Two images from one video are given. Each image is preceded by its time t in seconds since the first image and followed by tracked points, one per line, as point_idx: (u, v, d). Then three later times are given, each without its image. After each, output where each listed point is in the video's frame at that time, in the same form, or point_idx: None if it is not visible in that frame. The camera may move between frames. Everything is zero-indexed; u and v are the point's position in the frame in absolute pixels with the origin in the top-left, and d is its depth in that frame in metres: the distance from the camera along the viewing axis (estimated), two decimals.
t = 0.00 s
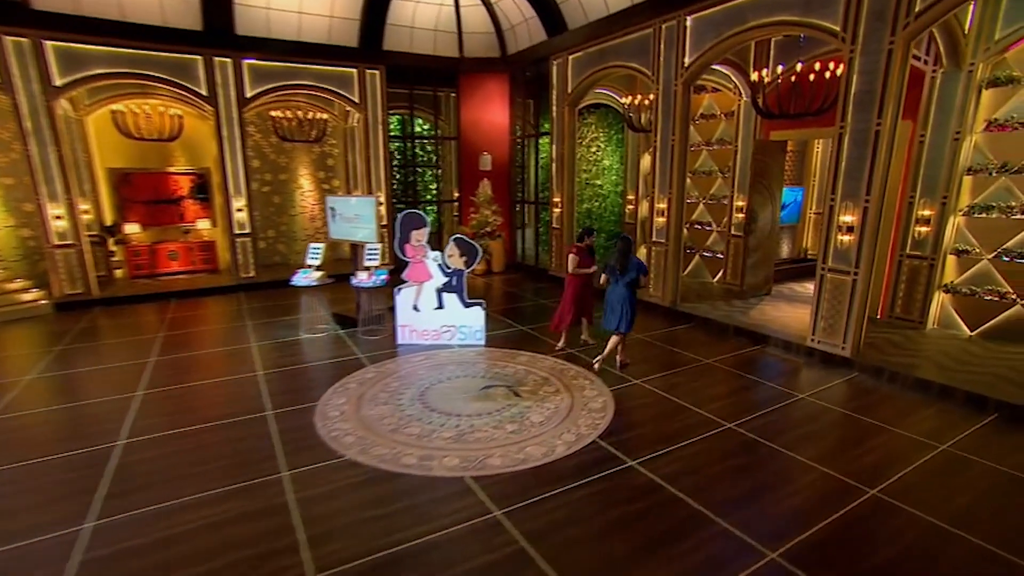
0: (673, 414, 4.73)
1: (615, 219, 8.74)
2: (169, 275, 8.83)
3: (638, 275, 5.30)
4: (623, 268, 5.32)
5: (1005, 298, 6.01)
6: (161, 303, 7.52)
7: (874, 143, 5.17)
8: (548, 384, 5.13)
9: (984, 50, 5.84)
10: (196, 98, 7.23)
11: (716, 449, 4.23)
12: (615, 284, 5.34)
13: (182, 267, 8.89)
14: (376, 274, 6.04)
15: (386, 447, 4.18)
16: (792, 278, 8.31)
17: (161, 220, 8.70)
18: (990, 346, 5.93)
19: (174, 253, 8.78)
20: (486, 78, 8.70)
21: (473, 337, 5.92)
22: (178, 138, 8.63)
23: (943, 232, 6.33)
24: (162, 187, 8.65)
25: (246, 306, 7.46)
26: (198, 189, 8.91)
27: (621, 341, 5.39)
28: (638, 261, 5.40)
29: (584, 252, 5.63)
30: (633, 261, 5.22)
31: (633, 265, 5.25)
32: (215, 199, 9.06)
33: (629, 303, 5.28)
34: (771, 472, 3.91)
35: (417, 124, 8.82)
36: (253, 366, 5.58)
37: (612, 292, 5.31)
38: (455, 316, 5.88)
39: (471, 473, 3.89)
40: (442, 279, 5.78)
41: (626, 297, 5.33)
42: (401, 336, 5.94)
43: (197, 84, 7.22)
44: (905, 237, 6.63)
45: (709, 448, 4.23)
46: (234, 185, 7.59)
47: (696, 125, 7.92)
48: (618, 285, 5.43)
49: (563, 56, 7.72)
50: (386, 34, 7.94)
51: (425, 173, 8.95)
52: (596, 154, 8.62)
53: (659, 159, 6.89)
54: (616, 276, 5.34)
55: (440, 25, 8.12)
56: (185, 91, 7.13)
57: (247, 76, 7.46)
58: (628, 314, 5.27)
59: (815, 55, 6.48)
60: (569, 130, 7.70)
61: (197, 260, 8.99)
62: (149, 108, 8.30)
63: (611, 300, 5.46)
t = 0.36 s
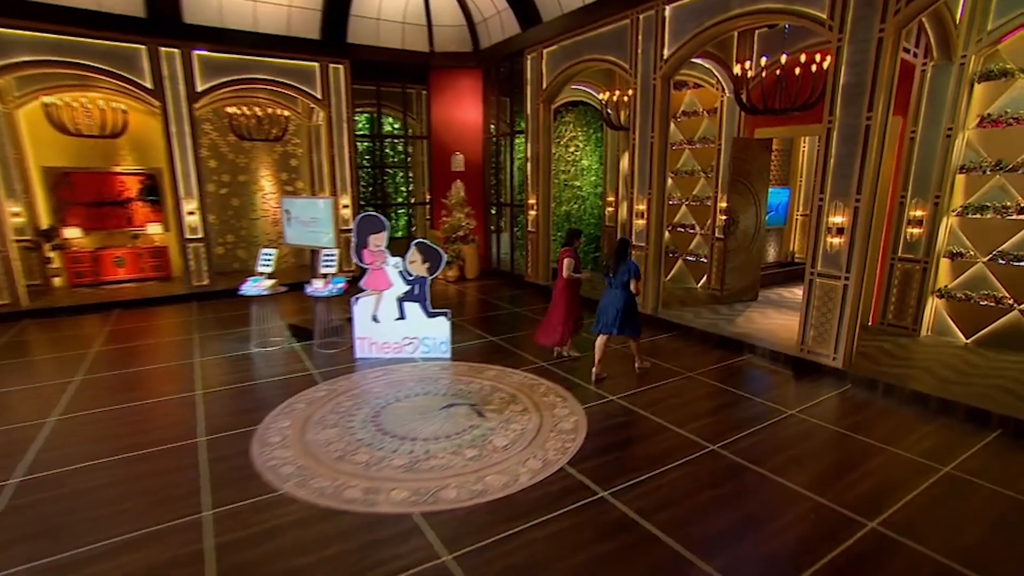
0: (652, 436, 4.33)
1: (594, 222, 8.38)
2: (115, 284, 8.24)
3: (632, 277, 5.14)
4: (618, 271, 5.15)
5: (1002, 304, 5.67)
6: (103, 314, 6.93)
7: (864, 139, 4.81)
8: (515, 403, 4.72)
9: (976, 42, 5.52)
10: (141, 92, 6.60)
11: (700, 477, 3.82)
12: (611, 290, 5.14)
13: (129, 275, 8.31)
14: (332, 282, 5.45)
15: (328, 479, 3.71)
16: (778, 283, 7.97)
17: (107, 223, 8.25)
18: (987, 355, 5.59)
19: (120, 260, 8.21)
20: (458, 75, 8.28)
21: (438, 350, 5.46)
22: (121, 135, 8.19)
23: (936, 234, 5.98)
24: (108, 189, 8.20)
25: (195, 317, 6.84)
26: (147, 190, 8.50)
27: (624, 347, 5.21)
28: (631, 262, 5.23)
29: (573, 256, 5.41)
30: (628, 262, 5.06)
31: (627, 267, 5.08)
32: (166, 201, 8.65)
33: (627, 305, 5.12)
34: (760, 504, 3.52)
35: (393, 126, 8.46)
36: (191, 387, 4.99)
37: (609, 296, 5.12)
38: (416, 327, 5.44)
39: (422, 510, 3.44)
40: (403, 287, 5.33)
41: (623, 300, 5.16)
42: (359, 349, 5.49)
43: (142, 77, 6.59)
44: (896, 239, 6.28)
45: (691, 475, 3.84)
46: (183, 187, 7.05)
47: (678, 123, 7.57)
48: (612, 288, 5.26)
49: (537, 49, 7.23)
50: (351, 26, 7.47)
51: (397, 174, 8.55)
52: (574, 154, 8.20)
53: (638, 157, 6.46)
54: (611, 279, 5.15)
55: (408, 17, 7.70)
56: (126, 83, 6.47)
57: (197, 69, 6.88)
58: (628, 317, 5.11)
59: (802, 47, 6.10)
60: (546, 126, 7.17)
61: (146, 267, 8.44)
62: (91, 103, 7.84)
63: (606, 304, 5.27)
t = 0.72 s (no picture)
0: (627, 463, 3.88)
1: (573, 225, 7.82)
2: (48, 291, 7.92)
3: (637, 278, 4.88)
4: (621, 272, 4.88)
5: (1005, 310, 5.27)
6: (34, 325, 6.33)
7: (857, 132, 4.41)
8: (475, 425, 4.28)
9: (973, 29, 5.14)
10: (72, 80, 6.06)
11: (681, 511, 3.38)
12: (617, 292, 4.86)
13: (63, 282, 7.98)
14: (280, 290, 5.00)
15: (250, 519, 3.18)
16: (767, 288, 7.56)
17: (38, 225, 7.77)
18: (991, 365, 5.18)
19: (53, 266, 7.87)
20: (427, 68, 7.78)
21: (395, 364, 4.99)
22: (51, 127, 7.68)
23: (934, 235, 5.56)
24: (40, 188, 7.70)
25: (135, 328, 6.25)
26: (84, 190, 8.01)
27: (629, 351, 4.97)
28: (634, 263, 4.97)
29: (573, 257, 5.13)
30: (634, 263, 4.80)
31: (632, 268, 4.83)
32: (107, 201, 8.14)
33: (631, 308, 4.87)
34: (747, 543, 3.09)
35: (358, 122, 7.93)
36: (111, 409, 4.40)
37: (612, 299, 4.85)
38: (372, 340, 4.94)
39: (354, 557, 2.95)
40: (357, 296, 4.85)
41: (628, 303, 4.90)
42: (309, 364, 4.97)
43: (72, 63, 6.04)
44: (891, 241, 5.87)
45: (669, 509, 3.39)
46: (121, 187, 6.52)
47: (660, 119, 7.13)
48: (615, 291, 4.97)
49: (510, 39, 6.74)
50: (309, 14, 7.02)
51: (364, 174, 8.06)
52: (551, 153, 7.74)
53: (617, 153, 5.99)
54: (614, 281, 4.88)
55: (372, 5, 7.23)
56: (56, 70, 5.93)
57: (136, 55, 6.35)
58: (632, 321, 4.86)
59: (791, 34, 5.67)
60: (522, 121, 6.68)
61: (83, 274, 8.10)
62: (15, 92, 7.37)
63: (609, 307, 5.01)
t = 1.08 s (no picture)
0: (590, 493, 3.43)
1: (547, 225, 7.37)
2: None
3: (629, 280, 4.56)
4: (612, 274, 4.57)
5: (1004, 315, 4.88)
6: None
7: (843, 120, 4.01)
8: (421, 450, 3.82)
9: (966, 11, 4.79)
10: None
11: (648, 550, 2.94)
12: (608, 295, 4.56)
13: None
14: (210, 299, 4.46)
15: (136, 570, 2.61)
16: (750, 292, 7.17)
17: None
18: (989, 374, 4.78)
19: None
20: (387, 57, 7.33)
21: (340, 381, 4.50)
22: None
23: (927, 233, 5.16)
24: None
25: (56, 342, 5.64)
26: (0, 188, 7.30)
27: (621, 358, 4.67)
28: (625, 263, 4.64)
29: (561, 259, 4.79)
30: (625, 264, 4.49)
31: (624, 269, 4.52)
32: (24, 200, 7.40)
33: (624, 312, 4.57)
34: None
35: (320, 118, 7.51)
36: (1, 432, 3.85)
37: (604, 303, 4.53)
38: (312, 354, 4.44)
39: None
40: (296, 305, 4.35)
41: (620, 306, 4.59)
42: (243, 381, 4.45)
43: None
44: (881, 241, 5.45)
45: (634, 549, 2.95)
46: (39, 181, 5.99)
47: (635, 112, 6.71)
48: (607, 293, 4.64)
49: (473, 26, 6.25)
50: None
51: (323, 172, 7.56)
52: (522, 149, 7.28)
53: (587, 145, 5.54)
54: (606, 284, 4.56)
55: None
56: None
57: (52, 36, 5.81)
58: (624, 326, 4.56)
59: (773, 18, 5.27)
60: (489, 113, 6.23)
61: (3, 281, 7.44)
62: None
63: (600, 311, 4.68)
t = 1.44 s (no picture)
0: (540, 530, 2.97)
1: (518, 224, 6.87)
2: None
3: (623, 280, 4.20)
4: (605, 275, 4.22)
5: (1005, 319, 4.48)
6: None
7: (827, 101, 3.59)
8: (352, 478, 3.35)
9: None
10: None
11: None
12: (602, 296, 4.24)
13: None
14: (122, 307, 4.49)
15: None
16: (735, 296, 6.72)
17: None
18: (990, 384, 4.36)
19: None
20: (342, 42, 6.83)
21: (271, 399, 3.99)
22: None
23: (921, 230, 4.74)
24: None
25: None
26: None
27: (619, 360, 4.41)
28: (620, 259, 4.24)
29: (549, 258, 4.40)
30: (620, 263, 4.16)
31: (618, 269, 4.18)
32: None
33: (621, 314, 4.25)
34: None
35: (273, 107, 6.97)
36: None
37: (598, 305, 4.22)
38: (239, 368, 3.92)
39: None
40: (223, 314, 3.85)
41: (613, 308, 4.27)
42: (160, 401, 3.89)
43: None
44: (872, 240, 5.00)
45: None
46: None
47: (609, 101, 6.26)
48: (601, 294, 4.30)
49: (432, 6, 5.76)
50: None
51: (277, 166, 7.08)
52: (491, 143, 6.81)
53: (552, 135, 5.08)
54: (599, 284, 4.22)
55: None
56: None
57: None
58: (621, 329, 4.24)
59: None
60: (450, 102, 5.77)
61: None
62: None
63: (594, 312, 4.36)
